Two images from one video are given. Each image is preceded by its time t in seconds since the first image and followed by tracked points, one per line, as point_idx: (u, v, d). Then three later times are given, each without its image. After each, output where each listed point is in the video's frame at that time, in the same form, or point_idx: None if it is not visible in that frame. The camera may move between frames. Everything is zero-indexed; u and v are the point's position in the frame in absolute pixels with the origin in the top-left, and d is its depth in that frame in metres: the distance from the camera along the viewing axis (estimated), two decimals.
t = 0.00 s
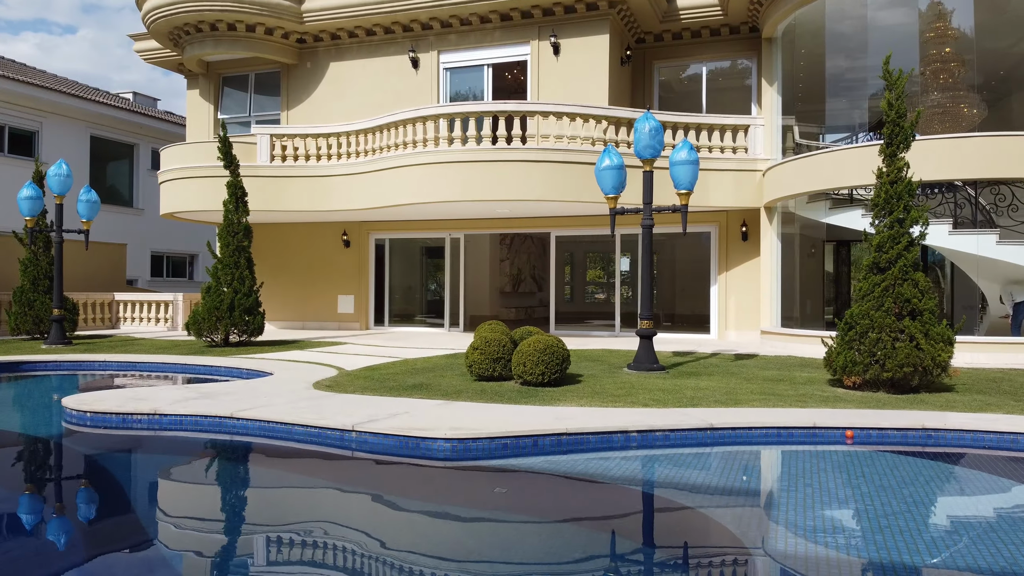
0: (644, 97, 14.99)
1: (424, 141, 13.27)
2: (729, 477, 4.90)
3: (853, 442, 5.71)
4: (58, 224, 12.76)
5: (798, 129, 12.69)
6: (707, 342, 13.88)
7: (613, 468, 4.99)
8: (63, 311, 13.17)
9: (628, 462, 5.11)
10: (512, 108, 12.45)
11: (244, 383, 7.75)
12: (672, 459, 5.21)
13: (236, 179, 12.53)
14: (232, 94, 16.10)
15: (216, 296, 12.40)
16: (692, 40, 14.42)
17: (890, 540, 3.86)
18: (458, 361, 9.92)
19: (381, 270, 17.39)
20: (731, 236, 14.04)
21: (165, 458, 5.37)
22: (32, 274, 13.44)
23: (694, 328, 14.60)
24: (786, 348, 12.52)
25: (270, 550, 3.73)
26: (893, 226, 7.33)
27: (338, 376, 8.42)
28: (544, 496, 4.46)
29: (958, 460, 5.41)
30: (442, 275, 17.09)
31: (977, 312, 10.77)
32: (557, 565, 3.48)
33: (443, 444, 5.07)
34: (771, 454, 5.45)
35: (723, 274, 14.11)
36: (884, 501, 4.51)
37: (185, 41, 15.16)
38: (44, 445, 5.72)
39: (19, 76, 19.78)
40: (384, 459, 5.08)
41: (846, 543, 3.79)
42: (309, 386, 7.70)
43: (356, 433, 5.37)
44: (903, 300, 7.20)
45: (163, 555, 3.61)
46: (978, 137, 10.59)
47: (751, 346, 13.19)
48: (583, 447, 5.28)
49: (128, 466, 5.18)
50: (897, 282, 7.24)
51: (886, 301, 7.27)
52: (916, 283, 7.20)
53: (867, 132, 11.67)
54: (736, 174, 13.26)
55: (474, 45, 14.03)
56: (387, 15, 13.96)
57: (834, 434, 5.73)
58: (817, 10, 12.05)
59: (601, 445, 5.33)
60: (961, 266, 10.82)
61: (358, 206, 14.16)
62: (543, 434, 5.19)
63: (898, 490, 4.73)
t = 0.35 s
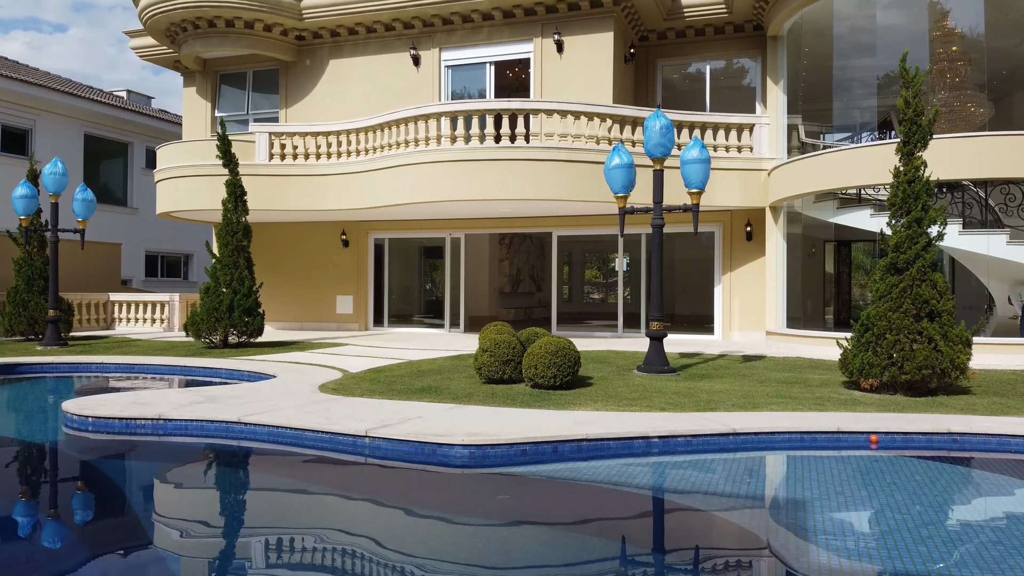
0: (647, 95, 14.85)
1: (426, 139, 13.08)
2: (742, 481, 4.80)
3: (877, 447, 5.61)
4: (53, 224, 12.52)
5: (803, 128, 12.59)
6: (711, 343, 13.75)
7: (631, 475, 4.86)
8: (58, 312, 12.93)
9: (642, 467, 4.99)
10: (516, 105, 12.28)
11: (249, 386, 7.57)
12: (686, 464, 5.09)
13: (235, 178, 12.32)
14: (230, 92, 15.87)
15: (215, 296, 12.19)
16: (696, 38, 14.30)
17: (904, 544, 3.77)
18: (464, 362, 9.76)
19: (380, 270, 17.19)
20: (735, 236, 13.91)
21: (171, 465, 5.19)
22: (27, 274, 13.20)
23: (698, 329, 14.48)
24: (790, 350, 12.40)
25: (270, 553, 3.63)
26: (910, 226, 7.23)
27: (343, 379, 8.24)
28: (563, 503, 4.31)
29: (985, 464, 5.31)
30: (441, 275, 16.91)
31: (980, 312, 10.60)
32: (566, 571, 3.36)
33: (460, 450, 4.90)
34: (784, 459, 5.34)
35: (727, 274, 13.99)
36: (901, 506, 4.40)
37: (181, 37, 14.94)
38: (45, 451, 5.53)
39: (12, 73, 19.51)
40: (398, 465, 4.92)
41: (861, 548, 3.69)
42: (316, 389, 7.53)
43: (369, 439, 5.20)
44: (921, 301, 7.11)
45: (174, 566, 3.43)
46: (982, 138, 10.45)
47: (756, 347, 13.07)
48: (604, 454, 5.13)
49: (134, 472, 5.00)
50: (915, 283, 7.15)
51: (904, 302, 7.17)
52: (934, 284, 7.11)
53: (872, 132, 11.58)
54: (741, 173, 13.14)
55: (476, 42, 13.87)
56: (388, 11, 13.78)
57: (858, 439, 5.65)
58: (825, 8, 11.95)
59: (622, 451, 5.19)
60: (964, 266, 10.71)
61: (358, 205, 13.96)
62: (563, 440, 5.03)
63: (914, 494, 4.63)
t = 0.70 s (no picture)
0: (650, 93, 14.70)
1: (428, 138, 12.88)
2: (763, 486, 4.69)
3: (906, 452, 5.48)
4: (48, 223, 12.27)
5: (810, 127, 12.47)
6: (716, 344, 13.61)
7: (657, 482, 4.70)
8: (53, 313, 12.66)
9: (666, 475, 4.84)
10: (520, 103, 12.10)
11: (254, 390, 7.37)
12: (710, 472, 4.95)
13: (234, 176, 12.09)
14: (227, 89, 15.64)
15: (213, 297, 11.97)
16: (701, 36, 14.17)
17: (922, 550, 3.68)
18: (471, 364, 9.59)
19: (379, 270, 16.97)
20: (740, 236, 13.78)
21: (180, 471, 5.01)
22: (20, 275, 12.93)
23: (703, 329, 14.34)
24: (799, 351, 12.25)
25: (269, 559, 3.55)
26: (930, 226, 7.11)
27: (350, 382, 8.05)
28: (586, 511, 4.16)
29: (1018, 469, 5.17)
30: (441, 276, 16.72)
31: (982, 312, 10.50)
32: None
33: (481, 458, 4.72)
34: (809, 466, 5.21)
35: (731, 274, 13.85)
36: (919, 510, 4.31)
37: (178, 34, 14.70)
38: (48, 458, 5.33)
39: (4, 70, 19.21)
40: (416, 474, 4.74)
41: (876, 553, 3.61)
42: (323, 393, 7.34)
43: (385, 445, 5.02)
44: (942, 302, 7.01)
45: None
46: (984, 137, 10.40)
47: (761, 348, 12.95)
48: (628, 462, 4.97)
49: (139, 479, 4.84)
50: (936, 284, 7.05)
51: (924, 303, 7.06)
52: (954, 285, 7.01)
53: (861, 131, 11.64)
54: (747, 173, 13.02)
55: (479, 40, 13.69)
56: (389, 7, 13.60)
57: (886, 444, 5.52)
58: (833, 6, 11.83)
59: (647, 458, 5.04)
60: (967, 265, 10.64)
61: (358, 204, 13.76)
62: (587, 448, 4.86)
63: (933, 498, 4.53)
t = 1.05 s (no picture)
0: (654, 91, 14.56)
1: (431, 136, 12.72)
2: (783, 491, 4.58)
3: (933, 457, 5.35)
4: (43, 223, 12.01)
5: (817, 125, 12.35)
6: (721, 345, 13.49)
7: (682, 490, 4.54)
8: (49, 314, 12.41)
9: (689, 482, 4.69)
10: (524, 101, 11.93)
11: (259, 393, 7.18)
12: (734, 478, 4.81)
13: (233, 175, 11.88)
14: (224, 87, 15.43)
15: (212, 297, 11.76)
16: (705, 34, 14.04)
17: (930, 551, 3.61)
18: (477, 366, 9.42)
19: (379, 270, 16.78)
20: (745, 236, 13.66)
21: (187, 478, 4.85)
22: (15, 275, 12.68)
23: (706, 330, 14.22)
24: (807, 352, 12.11)
25: (273, 566, 3.42)
26: (950, 227, 7.00)
27: (356, 385, 7.87)
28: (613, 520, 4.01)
29: None
30: (440, 275, 16.57)
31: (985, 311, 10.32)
32: None
33: (501, 465, 4.55)
34: (834, 471, 5.07)
35: (736, 275, 13.73)
36: (938, 514, 4.21)
37: (175, 31, 14.48)
38: (48, 465, 5.13)
39: None
40: (434, 482, 4.56)
41: (881, 555, 3.54)
42: (330, 396, 7.16)
43: (401, 452, 4.84)
44: (962, 304, 6.92)
45: None
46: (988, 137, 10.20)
47: (767, 349, 12.84)
48: (652, 469, 4.81)
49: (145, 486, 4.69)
50: (955, 285, 6.95)
51: (944, 305, 6.96)
52: (974, 286, 6.92)
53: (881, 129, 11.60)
54: (753, 172, 12.90)
55: (482, 37, 13.53)
56: (390, 4, 13.44)
57: (913, 449, 5.38)
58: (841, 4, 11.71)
59: (671, 465, 4.89)
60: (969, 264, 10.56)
61: (359, 203, 13.59)
62: (610, 455, 4.70)
63: (952, 502, 4.43)
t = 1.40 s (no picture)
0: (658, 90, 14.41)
1: (434, 134, 12.50)
2: (812, 500, 4.44)
3: (964, 464, 5.22)
4: (37, 222, 11.75)
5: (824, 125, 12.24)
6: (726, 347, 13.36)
7: (713, 499, 4.39)
8: (44, 316, 12.15)
9: (718, 492, 4.53)
10: (529, 99, 11.75)
11: (264, 398, 6.98)
12: (765, 488, 4.65)
13: (232, 174, 11.64)
14: (222, 84, 15.20)
15: (211, 299, 11.53)
16: (710, 32, 13.90)
17: (958, 560, 3.51)
18: (484, 369, 9.25)
19: (377, 271, 16.58)
20: (750, 236, 13.52)
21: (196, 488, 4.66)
22: (9, 276, 12.41)
23: (711, 331, 14.09)
24: (815, 353, 11.92)
25: None
26: (971, 228, 6.89)
27: (363, 389, 7.68)
28: (647, 531, 3.83)
29: None
30: (440, 275, 16.37)
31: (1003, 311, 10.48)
32: None
33: (526, 475, 4.37)
34: (866, 479, 4.92)
35: (741, 275, 13.60)
36: (977, 524, 4.07)
37: (172, 27, 14.23)
38: (52, 473, 4.93)
39: None
40: (455, 492, 4.39)
41: (895, 561, 3.47)
42: (338, 401, 6.97)
43: (420, 461, 4.66)
44: (984, 306, 6.81)
45: None
46: (991, 136, 10.04)
47: (772, 351, 12.71)
48: (680, 478, 4.65)
49: (153, 494, 4.51)
50: (977, 286, 6.84)
51: (966, 307, 6.85)
52: (996, 288, 6.81)
53: (879, 130, 11.54)
54: (759, 172, 12.77)
55: (485, 35, 13.35)
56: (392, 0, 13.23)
57: (943, 456, 5.24)
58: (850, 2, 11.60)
59: (699, 474, 4.73)
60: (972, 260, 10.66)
61: (359, 203, 13.39)
62: (638, 464, 4.53)
63: (988, 512, 4.29)
